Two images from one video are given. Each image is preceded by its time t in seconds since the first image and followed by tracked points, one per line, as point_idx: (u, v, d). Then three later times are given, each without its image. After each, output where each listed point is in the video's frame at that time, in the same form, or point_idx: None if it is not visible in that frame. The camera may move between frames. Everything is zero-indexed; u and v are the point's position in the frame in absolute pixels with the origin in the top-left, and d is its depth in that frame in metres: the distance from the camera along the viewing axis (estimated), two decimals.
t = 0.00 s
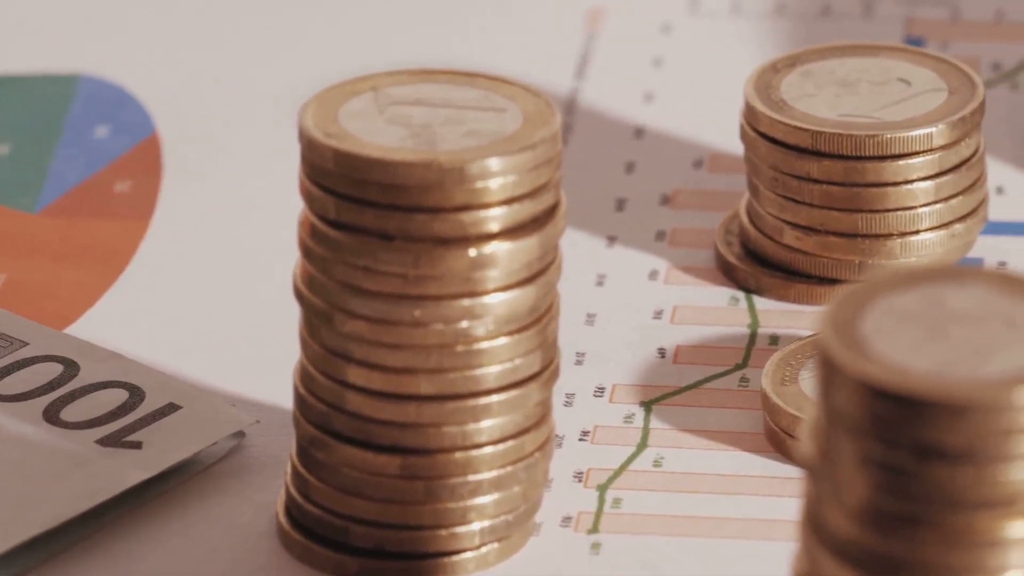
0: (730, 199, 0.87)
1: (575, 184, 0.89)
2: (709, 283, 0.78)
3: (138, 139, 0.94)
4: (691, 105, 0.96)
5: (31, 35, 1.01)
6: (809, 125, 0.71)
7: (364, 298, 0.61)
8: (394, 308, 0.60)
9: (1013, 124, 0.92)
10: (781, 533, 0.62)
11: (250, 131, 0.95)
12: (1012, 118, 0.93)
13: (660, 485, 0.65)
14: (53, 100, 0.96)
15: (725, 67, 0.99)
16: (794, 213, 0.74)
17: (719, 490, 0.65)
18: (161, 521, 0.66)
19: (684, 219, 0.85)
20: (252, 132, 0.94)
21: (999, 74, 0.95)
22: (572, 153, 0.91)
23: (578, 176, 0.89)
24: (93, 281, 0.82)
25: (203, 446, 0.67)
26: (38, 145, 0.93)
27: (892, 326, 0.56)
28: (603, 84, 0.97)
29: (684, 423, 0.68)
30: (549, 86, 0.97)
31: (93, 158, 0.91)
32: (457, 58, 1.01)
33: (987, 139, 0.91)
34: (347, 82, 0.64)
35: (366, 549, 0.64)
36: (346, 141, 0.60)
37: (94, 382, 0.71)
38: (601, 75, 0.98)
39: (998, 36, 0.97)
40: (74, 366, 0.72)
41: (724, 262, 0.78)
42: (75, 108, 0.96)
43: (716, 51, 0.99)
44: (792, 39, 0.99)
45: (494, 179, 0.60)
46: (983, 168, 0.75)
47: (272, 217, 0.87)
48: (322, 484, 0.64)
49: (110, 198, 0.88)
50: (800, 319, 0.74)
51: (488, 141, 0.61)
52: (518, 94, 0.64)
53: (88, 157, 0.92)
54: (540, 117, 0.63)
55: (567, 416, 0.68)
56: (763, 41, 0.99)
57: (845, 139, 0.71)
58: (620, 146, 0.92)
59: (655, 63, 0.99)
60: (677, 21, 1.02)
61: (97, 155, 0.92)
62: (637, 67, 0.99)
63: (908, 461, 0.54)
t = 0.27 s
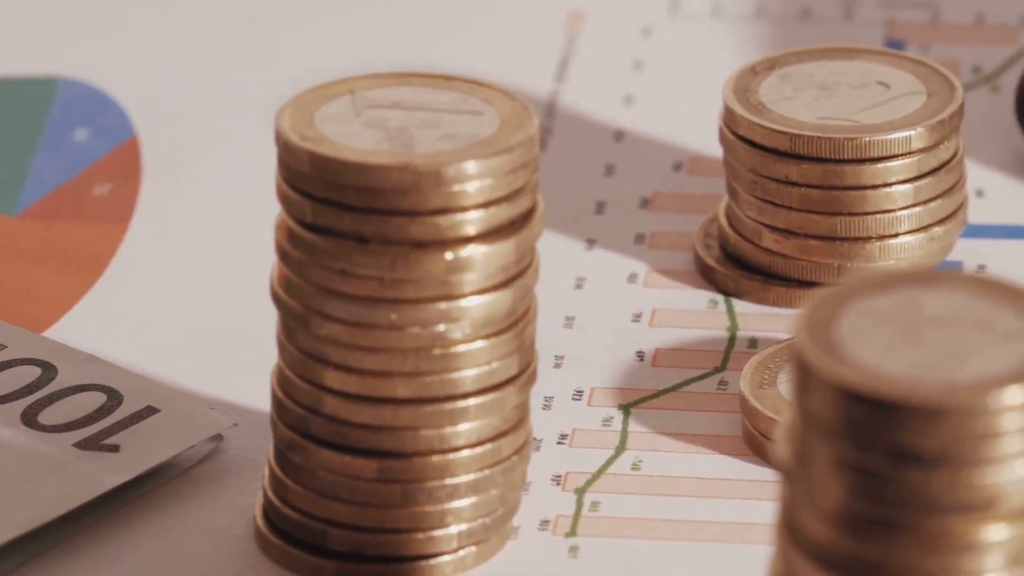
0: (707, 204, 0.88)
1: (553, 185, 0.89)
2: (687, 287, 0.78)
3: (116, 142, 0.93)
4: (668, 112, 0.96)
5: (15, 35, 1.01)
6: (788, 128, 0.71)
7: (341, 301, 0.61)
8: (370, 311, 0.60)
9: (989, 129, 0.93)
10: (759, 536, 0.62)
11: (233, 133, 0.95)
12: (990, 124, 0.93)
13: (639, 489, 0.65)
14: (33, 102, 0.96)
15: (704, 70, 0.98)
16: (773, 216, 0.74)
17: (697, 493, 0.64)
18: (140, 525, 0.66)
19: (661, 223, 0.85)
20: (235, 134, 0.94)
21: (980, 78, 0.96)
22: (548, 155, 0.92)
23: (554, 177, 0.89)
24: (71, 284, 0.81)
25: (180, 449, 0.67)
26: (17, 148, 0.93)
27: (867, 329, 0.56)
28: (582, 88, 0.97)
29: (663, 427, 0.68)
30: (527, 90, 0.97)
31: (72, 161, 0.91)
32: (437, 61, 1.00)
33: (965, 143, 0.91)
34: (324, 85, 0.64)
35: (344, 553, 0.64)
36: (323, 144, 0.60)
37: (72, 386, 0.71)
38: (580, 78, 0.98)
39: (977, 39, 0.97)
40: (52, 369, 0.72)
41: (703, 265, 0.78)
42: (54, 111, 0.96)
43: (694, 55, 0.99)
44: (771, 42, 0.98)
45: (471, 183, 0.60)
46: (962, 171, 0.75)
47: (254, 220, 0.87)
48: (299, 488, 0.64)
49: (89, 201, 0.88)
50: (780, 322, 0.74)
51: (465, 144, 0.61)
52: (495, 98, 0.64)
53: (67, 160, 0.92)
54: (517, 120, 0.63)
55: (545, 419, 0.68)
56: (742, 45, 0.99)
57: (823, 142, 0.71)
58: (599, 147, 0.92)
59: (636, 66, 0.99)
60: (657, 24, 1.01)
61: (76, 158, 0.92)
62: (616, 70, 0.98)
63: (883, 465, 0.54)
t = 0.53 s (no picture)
0: (672, 207, 0.88)
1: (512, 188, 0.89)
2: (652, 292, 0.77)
3: (81, 145, 0.93)
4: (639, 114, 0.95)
5: None
6: (751, 133, 0.71)
7: (300, 306, 0.61)
8: (329, 317, 0.60)
9: (959, 134, 0.92)
10: (721, 542, 0.62)
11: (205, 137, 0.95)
12: (956, 130, 0.92)
13: (600, 494, 0.65)
14: None
15: (672, 72, 0.98)
16: (738, 221, 0.74)
17: (659, 498, 0.64)
18: (101, 530, 0.66)
19: (625, 227, 0.85)
20: (207, 138, 0.94)
21: (945, 82, 0.95)
22: (510, 160, 0.91)
23: (516, 181, 0.90)
24: (34, 290, 0.81)
25: (141, 454, 0.67)
26: None
27: (824, 335, 0.57)
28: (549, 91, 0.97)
29: (625, 432, 0.68)
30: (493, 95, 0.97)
31: (36, 165, 0.91)
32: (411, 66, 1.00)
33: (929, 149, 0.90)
34: (283, 90, 0.64)
35: (304, 558, 0.64)
36: (283, 149, 0.60)
37: (34, 391, 0.71)
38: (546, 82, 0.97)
39: (945, 44, 0.97)
40: (15, 374, 0.72)
41: (667, 271, 0.78)
42: (18, 113, 0.95)
43: (664, 58, 0.99)
44: (736, 46, 0.99)
45: (431, 188, 0.60)
46: (927, 175, 0.74)
47: (223, 224, 0.87)
48: (260, 493, 0.63)
49: (53, 206, 0.88)
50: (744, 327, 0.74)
51: (425, 149, 0.61)
52: (456, 103, 0.64)
53: (31, 164, 0.91)
54: (477, 124, 0.63)
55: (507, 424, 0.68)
56: (706, 49, 0.99)
57: (786, 147, 0.70)
58: (564, 152, 0.92)
59: (601, 70, 0.99)
60: (623, 28, 1.01)
61: (40, 161, 0.91)
62: (583, 72, 0.98)
63: (840, 471, 0.54)
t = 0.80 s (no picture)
0: (631, 213, 0.87)
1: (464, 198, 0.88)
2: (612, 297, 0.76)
3: (40, 151, 0.92)
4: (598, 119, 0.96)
5: None
6: (709, 139, 0.71)
7: (254, 313, 0.61)
8: (283, 324, 0.60)
9: (920, 139, 0.93)
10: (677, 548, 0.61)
11: (172, 141, 0.94)
12: (917, 134, 0.93)
13: (556, 501, 0.64)
14: None
15: (627, 78, 0.99)
16: (696, 227, 0.74)
17: (615, 505, 0.64)
18: (57, 537, 0.65)
19: (585, 233, 0.84)
20: (174, 142, 0.94)
21: (906, 88, 0.97)
22: (469, 167, 0.90)
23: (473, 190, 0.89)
24: None
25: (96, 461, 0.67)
26: None
27: (775, 343, 0.56)
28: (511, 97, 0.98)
29: (582, 438, 0.67)
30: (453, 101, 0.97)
31: None
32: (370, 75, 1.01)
33: (888, 151, 0.91)
34: (238, 96, 0.64)
35: (259, 565, 0.64)
36: (236, 156, 0.60)
37: None
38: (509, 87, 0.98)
39: (908, 50, 0.99)
40: None
41: (627, 277, 0.77)
42: None
43: (626, 64, 1.00)
44: (698, 50, 0.99)
45: (385, 195, 0.60)
46: (886, 182, 0.74)
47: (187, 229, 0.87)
48: (215, 500, 0.63)
49: (12, 212, 0.87)
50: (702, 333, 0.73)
51: (379, 156, 0.61)
52: (412, 110, 0.64)
53: None
54: (432, 131, 0.63)
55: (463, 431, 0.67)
56: (666, 53, 1.00)
57: (744, 153, 0.70)
58: (521, 160, 0.92)
59: (563, 76, 0.99)
60: (585, 33, 1.02)
61: None
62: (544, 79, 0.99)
63: (791, 479, 0.54)
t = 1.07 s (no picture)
0: (597, 218, 0.86)
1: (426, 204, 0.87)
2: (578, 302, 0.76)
3: (6, 157, 0.92)
4: (567, 120, 0.95)
5: None
6: (675, 143, 0.70)
7: (215, 318, 0.60)
8: (244, 329, 0.60)
9: (887, 145, 0.91)
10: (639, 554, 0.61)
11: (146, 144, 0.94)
12: (884, 141, 0.92)
13: (519, 507, 0.64)
14: None
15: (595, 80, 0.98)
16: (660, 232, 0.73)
17: (577, 511, 0.64)
18: (19, 543, 0.65)
19: (552, 238, 0.83)
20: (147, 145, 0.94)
21: (873, 93, 0.95)
22: (437, 171, 0.89)
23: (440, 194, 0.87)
24: None
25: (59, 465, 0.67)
26: None
27: (734, 349, 0.56)
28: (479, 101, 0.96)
29: (545, 444, 0.67)
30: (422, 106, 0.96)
31: None
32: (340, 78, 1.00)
33: (852, 154, 0.90)
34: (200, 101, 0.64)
35: (221, 571, 0.64)
36: (198, 161, 0.60)
37: None
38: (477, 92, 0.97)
39: (877, 56, 0.98)
40: None
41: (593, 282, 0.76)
42: None
43: (595, 67, 0.99)
44: (667, 54, 0.98)
45: (346, 200, 0.59)
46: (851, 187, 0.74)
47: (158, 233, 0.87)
48: (176, 506, 0.63)
49: None
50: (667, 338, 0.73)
51: (341, 161, 0.61)
52: (373, 115, 0.64)
53: None
54: (394, 136, 0.62)
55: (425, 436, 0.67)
56: (633, 56, 0.99)
57: (709, 158, 0.69)
58: (490, 164, 0.90)
59: (530, 81, 0.98)
60: (552, 37, 1.01)
61: None
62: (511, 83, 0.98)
63: (749, 485, 0.54)
